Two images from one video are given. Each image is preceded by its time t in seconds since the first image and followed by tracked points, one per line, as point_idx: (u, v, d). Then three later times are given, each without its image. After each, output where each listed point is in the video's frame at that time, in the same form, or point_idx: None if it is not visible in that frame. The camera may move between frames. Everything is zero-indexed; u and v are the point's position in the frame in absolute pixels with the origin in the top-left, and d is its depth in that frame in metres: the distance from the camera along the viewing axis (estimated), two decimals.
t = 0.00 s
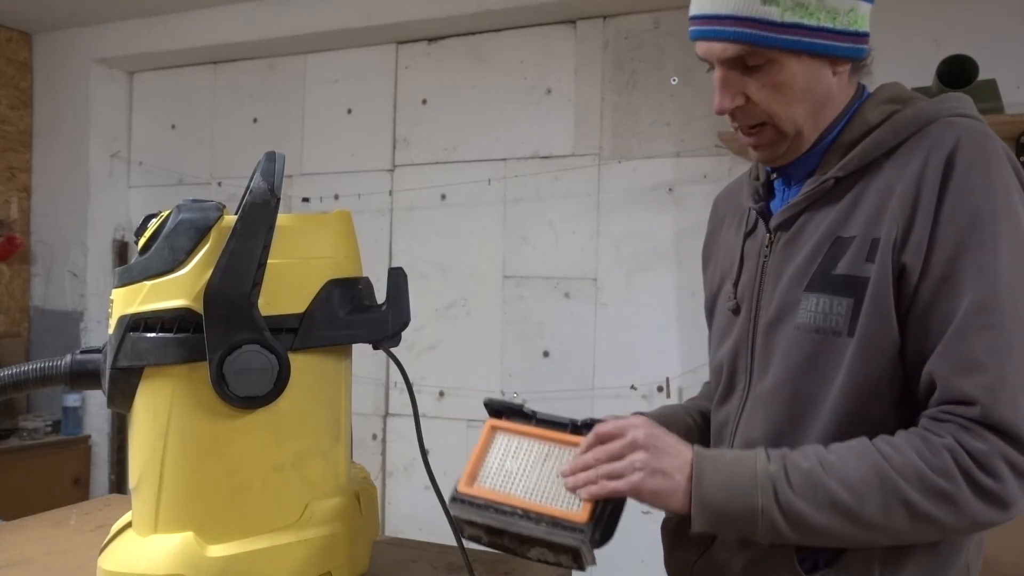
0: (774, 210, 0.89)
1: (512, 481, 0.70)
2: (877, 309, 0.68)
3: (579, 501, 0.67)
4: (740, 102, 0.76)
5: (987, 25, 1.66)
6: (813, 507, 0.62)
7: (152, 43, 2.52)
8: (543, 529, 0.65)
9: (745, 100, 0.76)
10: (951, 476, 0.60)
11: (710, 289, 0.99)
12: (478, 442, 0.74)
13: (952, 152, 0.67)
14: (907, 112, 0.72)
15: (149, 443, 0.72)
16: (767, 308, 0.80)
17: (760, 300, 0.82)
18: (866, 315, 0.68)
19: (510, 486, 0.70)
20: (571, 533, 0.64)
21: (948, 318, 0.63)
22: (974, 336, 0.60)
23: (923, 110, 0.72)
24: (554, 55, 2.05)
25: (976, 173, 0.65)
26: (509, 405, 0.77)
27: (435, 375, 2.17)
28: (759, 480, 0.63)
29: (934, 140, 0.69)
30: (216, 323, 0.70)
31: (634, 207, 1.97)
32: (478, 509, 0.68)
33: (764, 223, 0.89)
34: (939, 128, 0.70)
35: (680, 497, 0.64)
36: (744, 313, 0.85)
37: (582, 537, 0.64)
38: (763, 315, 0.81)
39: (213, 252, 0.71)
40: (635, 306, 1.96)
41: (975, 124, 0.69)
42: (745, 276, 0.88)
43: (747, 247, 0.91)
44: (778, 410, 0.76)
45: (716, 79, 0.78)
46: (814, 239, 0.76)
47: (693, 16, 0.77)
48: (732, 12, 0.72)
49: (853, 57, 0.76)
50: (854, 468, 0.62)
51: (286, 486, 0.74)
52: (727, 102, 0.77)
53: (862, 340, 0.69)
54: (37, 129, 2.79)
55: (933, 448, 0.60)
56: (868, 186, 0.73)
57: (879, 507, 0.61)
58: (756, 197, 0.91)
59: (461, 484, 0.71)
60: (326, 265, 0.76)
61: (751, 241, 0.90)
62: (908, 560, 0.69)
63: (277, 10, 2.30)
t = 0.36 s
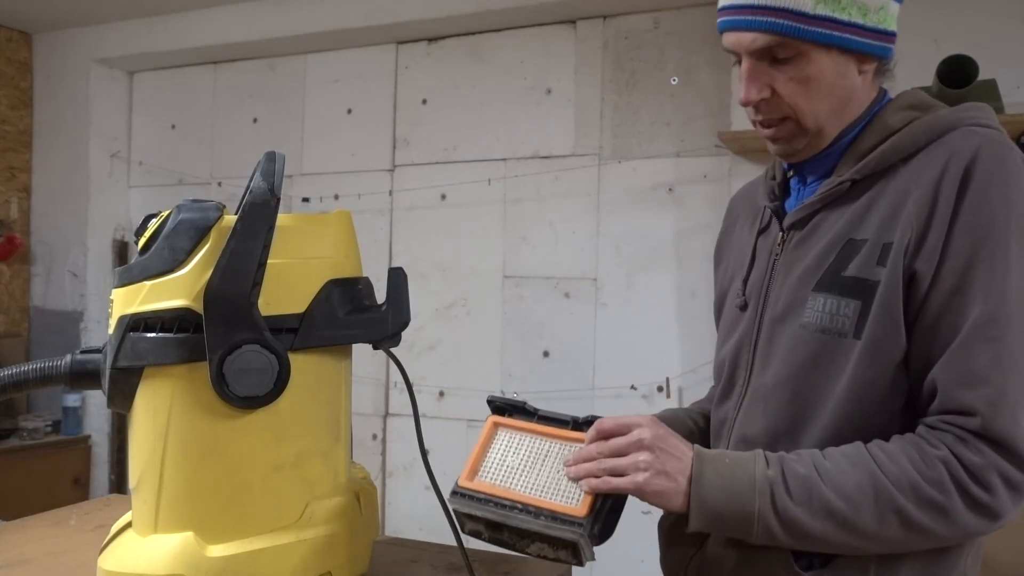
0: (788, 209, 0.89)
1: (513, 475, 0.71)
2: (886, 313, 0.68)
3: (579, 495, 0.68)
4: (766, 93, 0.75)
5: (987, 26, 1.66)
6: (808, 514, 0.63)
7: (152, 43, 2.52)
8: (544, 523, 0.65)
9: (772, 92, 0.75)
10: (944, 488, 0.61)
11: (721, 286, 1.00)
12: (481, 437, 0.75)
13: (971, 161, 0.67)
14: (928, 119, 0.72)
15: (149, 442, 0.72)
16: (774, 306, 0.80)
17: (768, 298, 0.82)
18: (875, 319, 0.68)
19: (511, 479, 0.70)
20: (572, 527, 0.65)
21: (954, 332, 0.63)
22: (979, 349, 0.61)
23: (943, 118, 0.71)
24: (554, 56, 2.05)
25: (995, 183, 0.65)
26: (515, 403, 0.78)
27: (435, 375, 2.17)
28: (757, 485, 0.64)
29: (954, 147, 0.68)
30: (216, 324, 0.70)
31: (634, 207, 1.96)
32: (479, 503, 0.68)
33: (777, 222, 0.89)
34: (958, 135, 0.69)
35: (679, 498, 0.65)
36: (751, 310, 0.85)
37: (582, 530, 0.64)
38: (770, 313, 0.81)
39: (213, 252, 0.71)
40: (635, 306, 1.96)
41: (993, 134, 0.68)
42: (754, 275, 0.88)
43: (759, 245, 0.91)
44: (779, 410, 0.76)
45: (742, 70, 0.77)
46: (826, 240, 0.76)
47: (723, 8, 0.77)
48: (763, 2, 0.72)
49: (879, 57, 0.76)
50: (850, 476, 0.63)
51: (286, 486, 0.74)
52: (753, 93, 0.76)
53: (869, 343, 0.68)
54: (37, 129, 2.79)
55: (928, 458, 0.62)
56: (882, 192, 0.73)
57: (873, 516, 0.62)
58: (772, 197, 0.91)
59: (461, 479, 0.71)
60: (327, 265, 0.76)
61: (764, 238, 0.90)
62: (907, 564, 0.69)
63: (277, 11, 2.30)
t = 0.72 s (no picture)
0: (789, 211, 0.89)
1: (506, 493, 0.70)
2: (885, 316, 0.68)
3: (574, 510, 0.67)
4: (773, 91, 0.75)
5: (987, 26, 1.66)
6: (806, 516, 0.63)
7: (152, 43, 2.52)
8: (543, 540, 0.64)
9: (779, 91, 0.75)
10: (944, 491, 0.61)
11: (720, 289, 1.00)
12: (470, 462, 0.74)
13: (972, 165, 0.66)
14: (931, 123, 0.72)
15: (149, 443, 0.72)
16: (774, 309, 0.80)
17: (768, 300, 0.82)
18: (874, 322, 0.68)
19: (504, 500, 0.69)
20: (570, 542, 0.63)
21: (952, 335, 0.63)
22: (977, 353, 0.61)
23: (945, 121, 0.71)
24: (554, 56, 2.05)
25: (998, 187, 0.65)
26: (502, 425, 0.79)
27: (435, 375, 2.17)
28: (753, 486, 0.64)
29: (956, 151, 0.68)
30: (215, 323, 0.70)
31: (634, 207, 1.96)
32: (477, 530, 0.66)
33: (778, 224, 0.89)
34: (959, 140, 0.69)
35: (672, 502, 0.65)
36: (750, 313, 0.85)
37: (581, 545, 0.63)
38: (771, 316, 0.81)
39: (213, 252, 0.71)
40: (635, 305, 1.95)
41: (995, 138, 0.68)
42: (754, 277, 0.88)
43: (760, 247, 0.91)
44: (778, 413, 0.75)
45: (749, 68, 0.77)
46: (826, 242, 0.76)
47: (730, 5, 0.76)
48: None
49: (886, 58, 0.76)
50: (848, 479, 0.63)
51: (286, 487, 0.74)
52: (759, 91, 0.76)
53: (869, 346, 0.68)
54: (37, 129, 2.79)
55: (927, 462, 0.62)
56: (884, 195, 0.73)
57: (871, 519, 0.62)
58: (773, 198, 0.91)
59: (456, 508, 0.69)
60: (326, 265, 0.76)
61: (766, 241, 0.90)
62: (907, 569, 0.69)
63: (277, 11, 2.30)
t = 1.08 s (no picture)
0: (775, 213, 0.89)
1: (487, 446, 0.68)
2: (877, 318, 0.68)
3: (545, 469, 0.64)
4: (818, 38, 0.76)
5: (987, 26, 1.66)
6: (791, 501, 0.62)
7: (152, 43, 2.52)
8: (516, 488, 0.61)
9: (822, 40, 0.76)
10: (931, 485, 0.61)
11: (709, 292, 1.00)
12: (458, 414, 0.73)
13: (964, 165, 0.66)
14: (918, 124, 0.72)
15: (149, 442, 0.72)
16: (767, 313, 0.80)
17: (761, 304, 0.82)
18: (868, 326, 0.68)
19: (486, 451, 0.67)
20: (542, 492, 0.61)
21: (941, 335, 0.63)
22: (964, 353, 0.61)
23: (934, 122, 0.71)
24: (554, 55, 2.05)
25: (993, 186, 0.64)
26: (495, 379, 0.76)
27: (435, 375, 2.17)
28: (736, 465, 0.63)
29: (947, 153, 0.68)
30: (216, 324, 0.70)
31: (634, 207, 1.96)
32: (456, 475, 0.64)
33: (764, 227, 0.89)
34: (950, 143, 0.69)
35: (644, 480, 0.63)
36: (744, 316, 0.85)
37: (554, 497, 0.60)
38: (764, 320, 0.81)
39: (213, 252, 0.71)
40: (635, 306, 1.96)
41: (987, 138, 0.68)
42: (745, 279, 0.88)
43: (747, 249, 0.91)
44: (775, 418, 0.76)
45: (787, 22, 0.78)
46: (819, 244, 0.76)
47: None
48: None
49: (885, 45, 0.83)
50: (837, 465, 0.62)
51: (286, 486, 0.74)
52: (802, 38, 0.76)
53: (861, 351, 0.68)
54: (37, 129, 2.79)
55: (917, 455, 0.61)
56: (874, 198, 0.73)
57: (855, 508, 0.61)
58: (758, 200, 0.91)
59: (438, 455, 0.67)
60: (325, 265, 0.76)
61: (752, 243, 0.90)
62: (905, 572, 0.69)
63: (277, 11, 2.30)
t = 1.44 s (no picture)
0: (766, 211, 0.89)
1: (480, 436, 0.68)
2: (863, 326, 0.68)
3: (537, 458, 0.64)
4: (800, 43, 0.75)
5: (987, 27, 1.66)
6: (767, 503, 0.63)
7: (152, 44, 2.52)
8: (506, 481, 0.62)
9: (804, 44, 0.75)
10: (907, 496, 0.61)
11: (704, 288, 1.00)
12: (456, 399, 0.73)
13: (951, 173, 0.66)
14: (908, 125, 0.72)
15: (149, 442, 0.72)
16: (755, 315, 0.80)
17: (749, 305, 0.82)
18: (853, 335, 0.68)
19: (478, 441, 0.68)
20: (532, 486, 0.61)
21: (925, 345, 0.64)
22: (947, 367, 0.61)
23: (924, 123, 0.71)
24: (554, 55, 2.05)
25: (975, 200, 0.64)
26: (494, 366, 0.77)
27: (435, 375, 2.17)
28: (717, 465, 0.63)
29: (936, 157, 0.68)
30: (216, 324, 0.70)
31: (634, 207, 1.96)
32: (447, 465, 0.65)
33: (755, 225, 0.89)
34: (940, 145, 0.69)
35: (636, 471, 0.63)
36: (732, 318, 0.85)
37: (543, 490, 0.61)
38: (752, 323, 0.81)
39: (213, 252, 0.71)
40: (635, 306, 1.96)
41: (979, 139, 0.68)
42: (734, 279, 0.88)
43: (738, 247, 0.91)
44: (762, 422, 0.76)
45: (768, 27, 0.77)
46: (807, 247, 0.76)
47: None
48: None
49: (874, 38, 0.82)
50: (817, 471, 0.62)
51: (286, 486, 0.74)
52: (783, 44, 0.75)
53: (847, 359, 0.69)
54: (37, 129, 2.79)
55: (895, 465, 0.62)
56: (861, 203, 0.73)
57: (831, 513, 0.62)
58: (750, 198, 0.91)
59: (433, 444, 0.68)
60: (323, 265, 0.76)
61: (742, 241, 0.90)
62: None
63: (276, 12, 2.30)
